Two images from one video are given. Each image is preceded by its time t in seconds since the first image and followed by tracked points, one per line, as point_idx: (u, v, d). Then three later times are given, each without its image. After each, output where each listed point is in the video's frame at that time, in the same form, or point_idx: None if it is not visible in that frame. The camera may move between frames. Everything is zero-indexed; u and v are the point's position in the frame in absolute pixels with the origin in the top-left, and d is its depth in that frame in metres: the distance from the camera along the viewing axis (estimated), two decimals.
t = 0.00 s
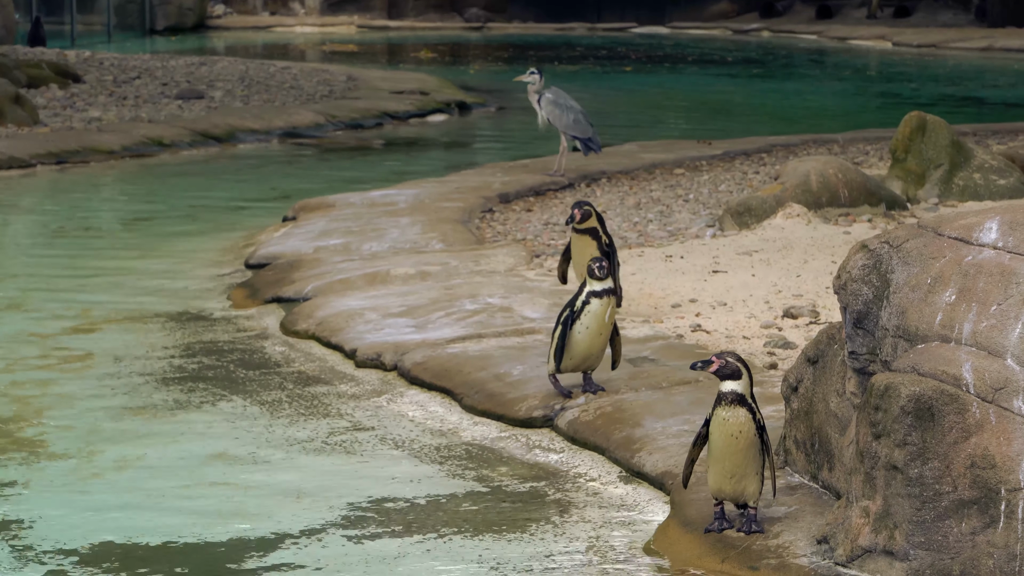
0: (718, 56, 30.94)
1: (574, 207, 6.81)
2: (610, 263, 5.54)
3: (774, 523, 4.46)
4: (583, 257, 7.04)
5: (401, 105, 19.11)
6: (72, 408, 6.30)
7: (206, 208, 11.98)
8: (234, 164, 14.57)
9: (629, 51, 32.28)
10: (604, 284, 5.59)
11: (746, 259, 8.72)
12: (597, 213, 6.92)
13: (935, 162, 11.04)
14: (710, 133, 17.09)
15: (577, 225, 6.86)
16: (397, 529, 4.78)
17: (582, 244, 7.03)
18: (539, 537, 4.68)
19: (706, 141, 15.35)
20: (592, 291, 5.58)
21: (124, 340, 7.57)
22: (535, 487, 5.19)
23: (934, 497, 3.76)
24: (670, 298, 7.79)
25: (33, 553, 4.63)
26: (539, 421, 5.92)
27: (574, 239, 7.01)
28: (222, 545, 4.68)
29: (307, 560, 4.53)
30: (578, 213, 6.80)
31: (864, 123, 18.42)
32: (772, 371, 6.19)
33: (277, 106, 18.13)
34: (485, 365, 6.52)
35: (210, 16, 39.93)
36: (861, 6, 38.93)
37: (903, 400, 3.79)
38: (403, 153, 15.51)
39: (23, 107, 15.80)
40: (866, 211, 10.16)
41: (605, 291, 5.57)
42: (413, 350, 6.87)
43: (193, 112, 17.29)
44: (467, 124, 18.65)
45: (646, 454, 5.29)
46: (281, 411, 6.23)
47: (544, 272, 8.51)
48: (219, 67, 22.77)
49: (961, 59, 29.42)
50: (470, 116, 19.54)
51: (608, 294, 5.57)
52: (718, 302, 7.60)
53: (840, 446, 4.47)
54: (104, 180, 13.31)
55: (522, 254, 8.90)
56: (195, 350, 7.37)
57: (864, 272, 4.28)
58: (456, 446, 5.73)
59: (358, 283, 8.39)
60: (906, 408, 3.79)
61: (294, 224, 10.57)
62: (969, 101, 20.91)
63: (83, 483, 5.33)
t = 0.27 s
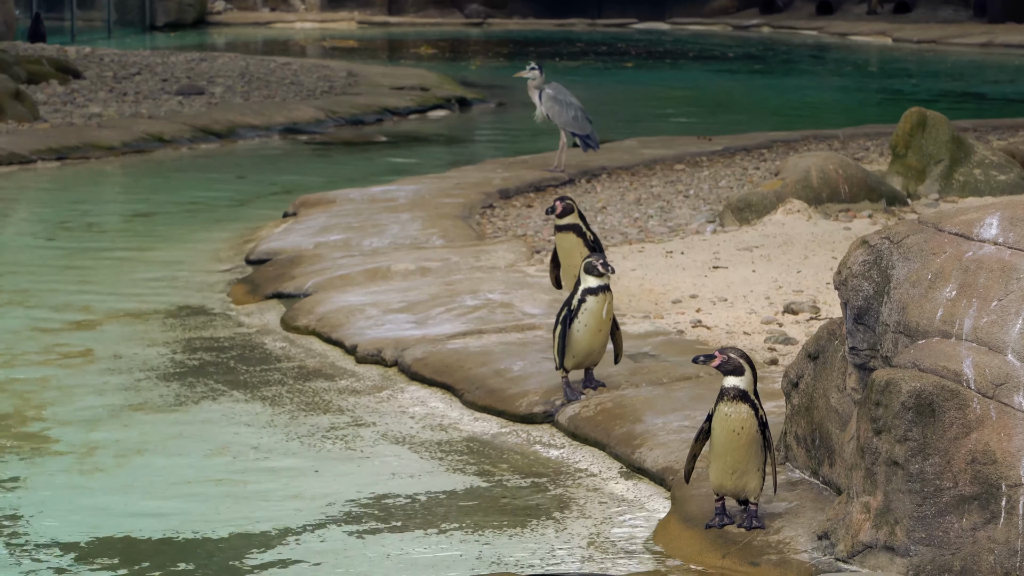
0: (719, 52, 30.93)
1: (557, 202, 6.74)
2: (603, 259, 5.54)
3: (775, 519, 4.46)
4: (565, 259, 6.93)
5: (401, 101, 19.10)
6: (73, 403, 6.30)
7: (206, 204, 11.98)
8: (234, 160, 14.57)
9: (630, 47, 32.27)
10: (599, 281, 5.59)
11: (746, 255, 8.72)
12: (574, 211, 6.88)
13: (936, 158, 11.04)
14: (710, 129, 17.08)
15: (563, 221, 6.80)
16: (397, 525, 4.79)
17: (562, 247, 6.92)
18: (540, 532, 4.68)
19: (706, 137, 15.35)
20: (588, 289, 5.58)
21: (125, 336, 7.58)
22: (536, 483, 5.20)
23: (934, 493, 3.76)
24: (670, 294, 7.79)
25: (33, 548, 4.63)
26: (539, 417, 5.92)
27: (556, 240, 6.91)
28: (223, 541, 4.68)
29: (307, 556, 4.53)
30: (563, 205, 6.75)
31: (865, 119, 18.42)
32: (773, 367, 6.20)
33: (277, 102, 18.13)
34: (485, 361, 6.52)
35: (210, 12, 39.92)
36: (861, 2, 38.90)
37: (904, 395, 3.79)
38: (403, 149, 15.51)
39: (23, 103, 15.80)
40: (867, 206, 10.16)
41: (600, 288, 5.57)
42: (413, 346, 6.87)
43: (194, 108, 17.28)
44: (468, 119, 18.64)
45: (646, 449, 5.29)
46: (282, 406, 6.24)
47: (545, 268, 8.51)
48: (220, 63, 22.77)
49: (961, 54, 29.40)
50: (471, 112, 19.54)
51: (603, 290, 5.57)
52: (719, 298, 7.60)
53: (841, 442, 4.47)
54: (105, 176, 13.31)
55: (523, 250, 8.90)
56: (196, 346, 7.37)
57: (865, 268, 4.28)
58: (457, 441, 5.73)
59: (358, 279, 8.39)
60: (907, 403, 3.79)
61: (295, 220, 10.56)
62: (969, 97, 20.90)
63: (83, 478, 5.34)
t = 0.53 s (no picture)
0: (723, 48, 30.91)
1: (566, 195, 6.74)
2: (596, 259, 5.54)
3: (779, 516, 4.47)
4: (568, 255, 6.92)
5: (405, 97, 19.11)
6: (76, 400, 6.31)
7: (210, 201, 11.99)
8: (237, 157, 14.58)
9: (633, 43, 32.26)
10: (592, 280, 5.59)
11: (750, 251, 8.72)
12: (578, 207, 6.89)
13: (939, 154, 11.03)
14: (714, 126, 17.07)
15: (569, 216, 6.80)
16: (401, 522, 4.79)
17: (564, 243, 6.92)
18: (543, 529, 4.69)
19: (710, 133, 15.35)
20: (582, 288, 5.59)
21: (129, 332, 7.58)
22: (539, 479, 5.20)
23: (939, 490, 3.76)
24: (674, 290, 7.78)
25: (37, 545, 4.64)
26: (543, 414, 5.92)
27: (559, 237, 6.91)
28: (226, 537, 4.69)
29: (310, 552, 4.54)
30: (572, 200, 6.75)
31: (868, 115, 18.40)
32: (776, 364, 6.20)
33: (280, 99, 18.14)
34: (489, 358, 6.52)
35: (214, 8, 39.95)
36: None
37: (907, 392, 3.78)
38: (407, 145, 15.52)
39: (27, 99, 15.82)
40: (870, 203, 10.15)
41: (593, 286, 5.57)
42: (417, 343, 6.87)
43: (197, 104, 17.29)
44: (471, 116, 18.64)
45: (650, 446, 5.29)
46: (285, 403, 6.24)
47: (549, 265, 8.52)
48: (223, 59, 22.78)
49: (965, 51, 29.37)
50: (474, 108, 19.54)
51: (597, 289, 5.56)
52: (722, 294, 7.60)
53: (845, 439, 4.47)
54: (108, 172, 13.32)
55: (526, 246, 8.89)
56: (199, 342, 7.38)
57: (869, 265, 4.28)
58: (461, 437, 5.73)
59: (362, 275, 8.40)
60: (911, 400, 3.78)
61: (298, 217, 10.57)
62: (973, 93, 20.88)
63: (87, 474, 5.34)
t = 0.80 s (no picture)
0: (727, 46, 30.89)
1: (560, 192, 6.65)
2: (615, 262, 5.52)
3: (782, 513, 4.47)
4: (564, 254, 6.80)
5: (408, 95, 19.10)
6: (79, 397, 6.32)
7: (213, 198, 12.00)
8: (241, 154, 14.59)
9: (637, 41, 32.24)
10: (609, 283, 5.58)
11: (753, 249, 8.71)
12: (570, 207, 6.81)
13: (943, 152, 11.01)
14: (717, 123, 17.06)
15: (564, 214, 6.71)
16: (404, 519, 4.79)
17: (559, 243, 6.81)
18: (546, 526, 4.69)
19: (713, 131, 15.34)
20: (597, 291, 5.57)
21: (132, 330, 7.59)
22: (542, 477, 5.20)
23: (942, 487, 3.76)
24: (677, 288, 7.78)
25: (40, 543, 4.65)
26: (546, 411, 5.92)
27: (552, 237, 6.81)
28: (229, 534, 4.69)
29: (314, 549, 4.54)
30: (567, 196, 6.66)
31: (872, 113, 18.38)
32: (780, 362, 6.20)
33: (284, 96, 18.14)
34: (492, 355, 6.52)
35: (217, 6, 39.97)
36: None
37: (911, 389, 3.78)
38: (410, 143, 15.52)
39: (30, 97, 15.83)
40: (874, 201, 10.14)
41: (609, 290, 5.56)
42: (420, 341, 6.87)
43: (201, 102, 17.30)
44: (474, 114, 18.63)
45: (653, 444, 5.29)
46: (288, 400, 6.25)
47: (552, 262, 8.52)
48: (227, 57, 22.79)
49: (969, 49, 29.33)
50: (477, 106, 19.53)
51: (612, 292, 5.56)
52: (726, 292, 7.60)
53: (848, 437, 4.47)
54: (112, 170, 13.34)
55: (529, 244, 8.89)
56: (203, 340, 7.39)
57: (872, 262, 4.28)
58: (464, 435, 5.74)
59: (365, 273, 8.40)
60: (914, 398, 3.78)
61: (302, 215, 10.57)
62: (976, 91, 20.86)
63: (90, 472, 5.35)
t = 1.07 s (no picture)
0: (731, 42, 30.85)
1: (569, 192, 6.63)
2: (633, 256, 5.53)
3: (786, 509, 4.47)
4: (567, 252, 6.80)
5: (413, 91, 19.10)
6: (84, 392, 6.33)
7: (218, 194, 12.01)
8: (246, 150, 14.60)
9: (642, 37, 32.21)
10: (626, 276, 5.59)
11: (758, 245, 8.71)
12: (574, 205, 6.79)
13: (948, 148, 11.00)
14: (722, 120, 17.06)
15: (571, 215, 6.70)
16: (409, 514, 4.80)
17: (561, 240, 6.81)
18: (551, 521, 4.70)
19: (718, 127, 15.33)
20: (615, 284, 5.58)
21: (138, 325, 7.61)
22: (547, 472, 5.21)
23: (946, 483, 3.75)
24: (682, 284, 7.78)
25: (45, 537, 4.66)
26: (551, 407, 5.93)
27: (556, 233, 6.80)
28: (234, 529, 4.71)
29: (319, 544, 4.55)
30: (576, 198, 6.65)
31: (877, 109, 18.36)
32: (784, 357, 6.20)
33: (289, 92, 18.14)
34: (497, 351, 6.53)
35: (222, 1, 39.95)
36: None
37: (915, 385, 3.76)
38: (415, 139, 15.52)
39: (35, 93, 15.84)
40: (878, 197, 10.13)
41: (627, 284, 5.57)
42: (425, 336, 6.88)
43: (206, 98, 17.30)
44: (479, 110, 18.63)
45: (658, 439, 5.30)
46: (293, 395, 6.26)
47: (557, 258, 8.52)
48: (231, 52, 22.79)
49: (974, 45, 29.29)
50: (482, 102, 19.53)
51: (629, 286, 5.57)
52: (731, 288, 7.60)
53: (853, 432, 4.47)
54: (117, 165, 13.35)
55: (534, 240, 8.90)
56: (208, 335, 7.40)
57: (877, 258, 4.28)
58: (469, 430, 5.75)
59: (370, 268, 8.41)
60: (919, 393, 3.75)
61: (307, 210, 10.58)
62: (981, 87, 20.82)
63: (95, 467, 5.36)
